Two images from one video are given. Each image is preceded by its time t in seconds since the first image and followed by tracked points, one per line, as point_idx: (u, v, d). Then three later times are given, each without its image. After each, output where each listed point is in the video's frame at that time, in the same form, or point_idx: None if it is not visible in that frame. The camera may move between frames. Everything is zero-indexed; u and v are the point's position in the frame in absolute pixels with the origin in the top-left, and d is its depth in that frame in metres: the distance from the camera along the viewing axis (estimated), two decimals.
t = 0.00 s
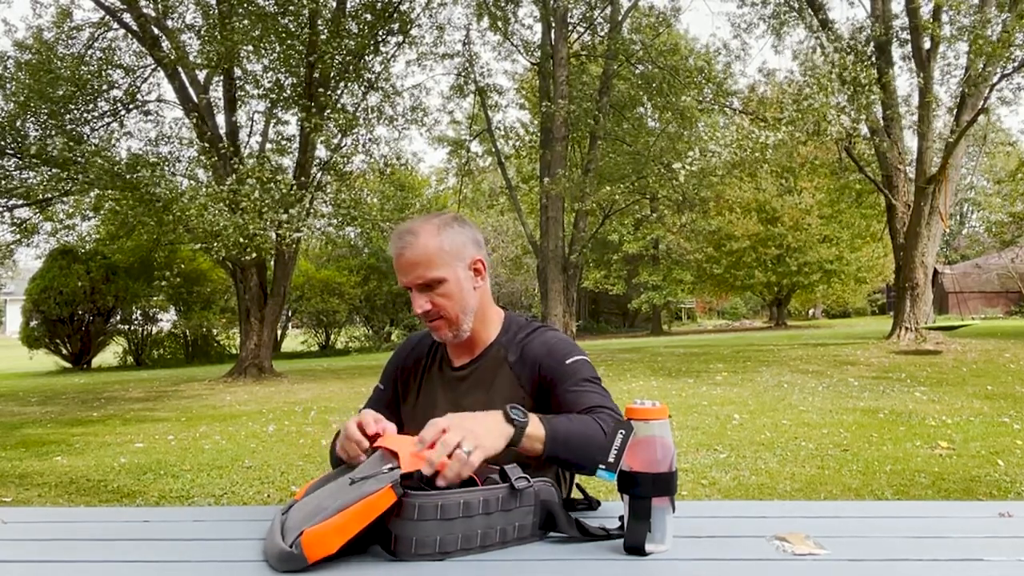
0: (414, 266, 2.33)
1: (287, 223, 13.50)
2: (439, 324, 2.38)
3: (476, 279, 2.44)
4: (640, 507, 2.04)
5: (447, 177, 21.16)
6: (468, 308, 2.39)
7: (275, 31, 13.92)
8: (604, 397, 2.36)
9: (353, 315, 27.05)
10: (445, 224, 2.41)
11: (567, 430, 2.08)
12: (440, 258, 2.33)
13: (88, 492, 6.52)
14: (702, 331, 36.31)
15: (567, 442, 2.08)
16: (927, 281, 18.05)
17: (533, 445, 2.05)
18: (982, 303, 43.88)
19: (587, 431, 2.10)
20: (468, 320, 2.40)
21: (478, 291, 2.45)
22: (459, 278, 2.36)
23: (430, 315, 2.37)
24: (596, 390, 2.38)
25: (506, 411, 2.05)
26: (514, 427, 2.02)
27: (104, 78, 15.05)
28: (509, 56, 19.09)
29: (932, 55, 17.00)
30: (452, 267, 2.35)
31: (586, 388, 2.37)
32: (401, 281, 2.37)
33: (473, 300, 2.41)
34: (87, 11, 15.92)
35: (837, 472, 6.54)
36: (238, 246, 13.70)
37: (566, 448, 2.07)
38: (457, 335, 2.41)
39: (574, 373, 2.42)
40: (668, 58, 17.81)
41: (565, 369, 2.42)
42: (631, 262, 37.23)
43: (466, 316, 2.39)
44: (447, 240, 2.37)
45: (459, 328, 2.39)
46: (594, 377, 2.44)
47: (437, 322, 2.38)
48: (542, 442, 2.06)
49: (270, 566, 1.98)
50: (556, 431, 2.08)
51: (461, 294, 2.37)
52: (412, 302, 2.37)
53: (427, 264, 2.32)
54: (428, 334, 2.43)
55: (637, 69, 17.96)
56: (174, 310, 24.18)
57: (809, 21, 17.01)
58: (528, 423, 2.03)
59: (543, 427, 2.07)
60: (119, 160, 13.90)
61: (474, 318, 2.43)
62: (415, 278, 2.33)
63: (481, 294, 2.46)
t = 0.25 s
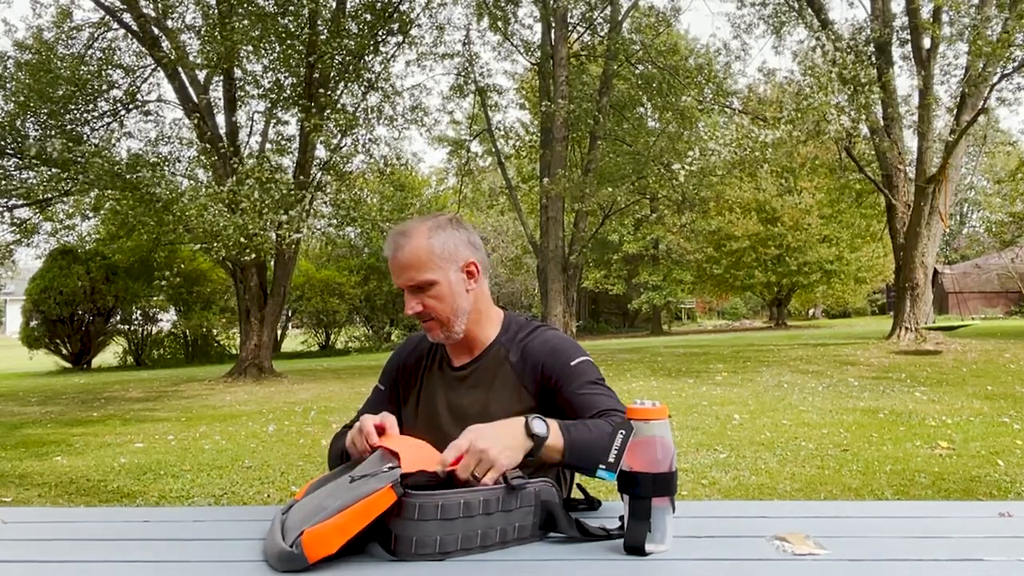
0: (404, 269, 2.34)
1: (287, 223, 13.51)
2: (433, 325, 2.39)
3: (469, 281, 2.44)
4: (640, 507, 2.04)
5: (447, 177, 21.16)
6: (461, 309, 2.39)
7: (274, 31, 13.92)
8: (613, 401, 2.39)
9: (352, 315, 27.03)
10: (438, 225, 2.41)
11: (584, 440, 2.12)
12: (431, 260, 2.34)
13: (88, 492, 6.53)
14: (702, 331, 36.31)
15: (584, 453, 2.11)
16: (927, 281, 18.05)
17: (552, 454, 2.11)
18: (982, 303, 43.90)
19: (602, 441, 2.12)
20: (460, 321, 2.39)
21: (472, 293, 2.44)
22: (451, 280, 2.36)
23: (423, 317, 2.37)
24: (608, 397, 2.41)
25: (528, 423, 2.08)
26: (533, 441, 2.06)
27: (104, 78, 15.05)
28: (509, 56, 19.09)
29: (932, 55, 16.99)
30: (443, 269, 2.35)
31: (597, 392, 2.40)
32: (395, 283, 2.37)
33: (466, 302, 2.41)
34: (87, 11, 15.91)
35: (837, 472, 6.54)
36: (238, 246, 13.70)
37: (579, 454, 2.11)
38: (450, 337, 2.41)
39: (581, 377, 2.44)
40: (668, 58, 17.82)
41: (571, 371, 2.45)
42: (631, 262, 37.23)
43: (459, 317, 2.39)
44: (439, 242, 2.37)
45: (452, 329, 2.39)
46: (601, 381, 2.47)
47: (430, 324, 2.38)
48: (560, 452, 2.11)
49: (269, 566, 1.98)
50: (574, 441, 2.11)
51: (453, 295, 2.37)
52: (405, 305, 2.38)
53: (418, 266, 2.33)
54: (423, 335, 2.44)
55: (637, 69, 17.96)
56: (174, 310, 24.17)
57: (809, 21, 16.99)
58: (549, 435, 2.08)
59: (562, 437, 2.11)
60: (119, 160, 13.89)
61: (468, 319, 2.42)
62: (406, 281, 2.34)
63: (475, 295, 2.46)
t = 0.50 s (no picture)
0: (416, 265, 2.31)
1: (288, 224, 13.55)
2: (441, 320, 2.38)
3: (479, 279, 2.42)
4: (640, 508, 2.03)
5: (448, 177, 21.16)
6: (471, 305, 2.37)
7: (274, 31, 13.92)
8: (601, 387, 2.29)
9: (353, 315, 27.02)
10: (451, 223, 2.39)
11: (569, 409, 1.99)
12: (443, 257, 2.31)
13: (88, 492, 6.52)
14: (702, 331, 36.31)
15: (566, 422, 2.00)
16: (927, 281, 18.05)
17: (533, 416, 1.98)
18: (982, 303, 43.94)
19: (583, 417, 1.99)
20: (469, 318, 2.39)
21: (481, 291, 2.42)
22: (462, 277, 2.34)
23: (433, 312, 2.36)
24: (591, 379, 2.32)
25: (513, 388, 1.92)
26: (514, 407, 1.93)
27: (104, 78, 15.03)
28: (509, 56, 19.08)
29: (932, 55, 16.97)
30: (456, 266, 2.33)
31: (582, 376, 2.31)
32: (407, 276, 2.35)
33: (475, 299, 2.39)
34: (87, 11, 15.89)
35: (837, 472, 6.54)
36: (238, 246, 13.70)
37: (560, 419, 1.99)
38: (458, 332, 2.42)
39: (571, 362, 2.38)
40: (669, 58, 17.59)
41: (567, 360, 2.38)
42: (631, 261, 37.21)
43: (468, 314, 2.38)
44: (452, 239, 2.35)
45: (461, 325, 2.39)
46: (595, 369, 2.38)
47: (440, 318, 2.37)
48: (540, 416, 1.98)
49: (265, 566, 1.98)
50: (558, 412, 1.98)
51: (463, 292, 2.35)
52: (416, 298, 2.36)
53: (430, 262, 2.30)
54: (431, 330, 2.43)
55: (637, 69, 17.95)
56: (174, 310, 24.18)
57: (810, 21, 16.97)
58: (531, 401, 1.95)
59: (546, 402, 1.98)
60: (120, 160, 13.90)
61: (476, 316, 2.42)
62: (418, 276, 2.31)
63: (484, 293, 2.44)
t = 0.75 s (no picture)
0: (427, 263, 2.28)
1: (287, 224, 13.57)
2: (448, 318, 2.38)
3: (487, 279, 2.40)
4: (640, 508, 2.04)
5: (448, 177, 21.15)
6: (477, 305, 2.36)
7: (274, 31, 13.90)
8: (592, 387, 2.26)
9: (353, 316, 27.00)
10: (463, 222, 2.37)
11: (543, 403, 2.01)
12: (455, 256, 2.29)
13: (88, 492, 6.52)
14: (702, 331, 36.31)
15: (539, 415, 2.02)
16: (927, 281, 18.05)
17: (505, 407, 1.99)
18: (982, 303, 43.96)
19: (560, 412, 2.04)
20: (475, 317, 2.38)
21: (488, 291, 2.41)
22: (472, 277, 2.32)
23: (440, 310, 2.35)
24: (583, 375, 2.30)
25: (485, 376, 1.93)
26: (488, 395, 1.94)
27: (104, 78, 15.03)
28: (509, 56, 19.08)
29: (932, 55, 16.94)
30: (466, 265, 2.30)
31: (571, 372, 2.29)
32: (415, 273, 2.33)
33: (482, 299, 2.38)
34: (87, 11, 15.89)
35: (837, 472, 6.54)
36: (238, 246, 13.70)
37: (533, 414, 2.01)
38: (463, 331, 2.42)
39: (565, 359, 2.35)
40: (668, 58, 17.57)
41: (561, 357, 2.36)
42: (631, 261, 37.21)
43: (475, 313, 2.37)
44: (463, 238, 2.33)
45: (467, 324, 2.40)
46: (588, 367, 2.36)
47: (447, 317, 2.36)
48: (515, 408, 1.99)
49: (262, 565, 1.98)
50: (531, 405, 2.00)
51: (471, 292, 2.33)
52: (424, 294, 2.34)
53: (441, 260, 2.28)
54: (436, 328, 2.43)
55: (637, 69, 17.93)
56: (174, 310, 24.19)
57: (810, 20, 16.96)
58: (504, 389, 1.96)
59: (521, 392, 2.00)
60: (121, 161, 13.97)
61: (482, 316, 2.42)
62: (428, 274, 2.29)
63: (491, 293, 2.43)
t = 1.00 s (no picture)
0: (421, 263, 2.28)
1: (287, 225, 13.57)
2: (446, 317, 2.38)
3: (484, 278, 2.39)
4: (640, 507, 2.04)
5: (448, 177, 21.15)
6: (474, 304, 2.36)
7: (274, 31, 13.89)
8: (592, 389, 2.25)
9: (352, 316, 26.99)
10: (458, 221, 2.36)
11: (541, 406, 2.01)
12: (450, 256, 2.28)
13: (88, 492, 6.52)
14: (702, 331, 36.32)
15: (538, 420, 2.01)
16: (927, 281, 18.05)
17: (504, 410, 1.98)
18: (982, 303, 43.99)
19: (560, 412, 2.04)
20: (472, 316, 2.37)
21: (486, 290, 2.40)
22: (467, 277, 2.31)
23: (437, 310, 2.35)
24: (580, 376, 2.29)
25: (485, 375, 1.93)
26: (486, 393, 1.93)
27: (104, 78, 15.03)
28: (509, 56, 19.09)
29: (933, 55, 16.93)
30: (462, 265, 2.29)
31: (571, 374, 2.28)
32: (412, 273, 2.32)
33: (479, 298, 2.37)
34: (87, 11, 15.90)
35: (837, 472, 6.54)
36: (238, 246, 13.70)
37: (532, 418, 2.00)
38: (462, 331, 2.42)
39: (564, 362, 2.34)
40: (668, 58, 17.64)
41: (561, 358, 2.36)
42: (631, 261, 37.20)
43: (472, 312, 2.36)
44: (458, 237, 2.32)
45: (464, 323, 2.39)
46: (587, 367, 2.34)
47: (444, 316, 2.36)
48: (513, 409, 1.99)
49: (262, 565, 1.98)
50: (530, 406, 2.00)
51: (467, 291, 2.32)
52: (420, 294, 2.34)
53: (436, 260, 2.27)
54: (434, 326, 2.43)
55: (637, 69, 17.92)
56: (174, 310, 24.18)
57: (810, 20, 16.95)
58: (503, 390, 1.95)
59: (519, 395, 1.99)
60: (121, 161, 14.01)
61: (480, 315, 2.41)
62: (424, 274, 2.28)
63: (488, 292, 2.42)
